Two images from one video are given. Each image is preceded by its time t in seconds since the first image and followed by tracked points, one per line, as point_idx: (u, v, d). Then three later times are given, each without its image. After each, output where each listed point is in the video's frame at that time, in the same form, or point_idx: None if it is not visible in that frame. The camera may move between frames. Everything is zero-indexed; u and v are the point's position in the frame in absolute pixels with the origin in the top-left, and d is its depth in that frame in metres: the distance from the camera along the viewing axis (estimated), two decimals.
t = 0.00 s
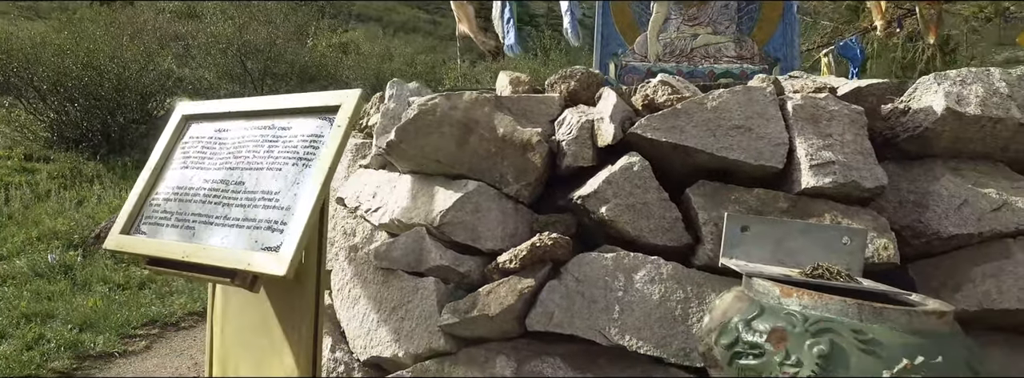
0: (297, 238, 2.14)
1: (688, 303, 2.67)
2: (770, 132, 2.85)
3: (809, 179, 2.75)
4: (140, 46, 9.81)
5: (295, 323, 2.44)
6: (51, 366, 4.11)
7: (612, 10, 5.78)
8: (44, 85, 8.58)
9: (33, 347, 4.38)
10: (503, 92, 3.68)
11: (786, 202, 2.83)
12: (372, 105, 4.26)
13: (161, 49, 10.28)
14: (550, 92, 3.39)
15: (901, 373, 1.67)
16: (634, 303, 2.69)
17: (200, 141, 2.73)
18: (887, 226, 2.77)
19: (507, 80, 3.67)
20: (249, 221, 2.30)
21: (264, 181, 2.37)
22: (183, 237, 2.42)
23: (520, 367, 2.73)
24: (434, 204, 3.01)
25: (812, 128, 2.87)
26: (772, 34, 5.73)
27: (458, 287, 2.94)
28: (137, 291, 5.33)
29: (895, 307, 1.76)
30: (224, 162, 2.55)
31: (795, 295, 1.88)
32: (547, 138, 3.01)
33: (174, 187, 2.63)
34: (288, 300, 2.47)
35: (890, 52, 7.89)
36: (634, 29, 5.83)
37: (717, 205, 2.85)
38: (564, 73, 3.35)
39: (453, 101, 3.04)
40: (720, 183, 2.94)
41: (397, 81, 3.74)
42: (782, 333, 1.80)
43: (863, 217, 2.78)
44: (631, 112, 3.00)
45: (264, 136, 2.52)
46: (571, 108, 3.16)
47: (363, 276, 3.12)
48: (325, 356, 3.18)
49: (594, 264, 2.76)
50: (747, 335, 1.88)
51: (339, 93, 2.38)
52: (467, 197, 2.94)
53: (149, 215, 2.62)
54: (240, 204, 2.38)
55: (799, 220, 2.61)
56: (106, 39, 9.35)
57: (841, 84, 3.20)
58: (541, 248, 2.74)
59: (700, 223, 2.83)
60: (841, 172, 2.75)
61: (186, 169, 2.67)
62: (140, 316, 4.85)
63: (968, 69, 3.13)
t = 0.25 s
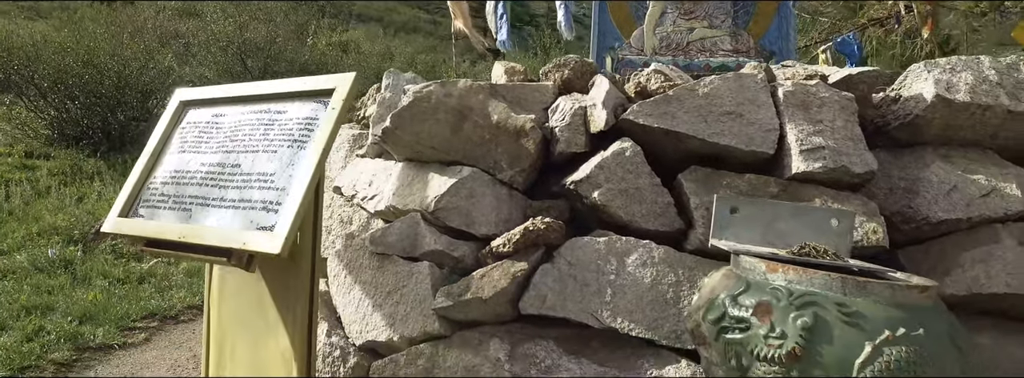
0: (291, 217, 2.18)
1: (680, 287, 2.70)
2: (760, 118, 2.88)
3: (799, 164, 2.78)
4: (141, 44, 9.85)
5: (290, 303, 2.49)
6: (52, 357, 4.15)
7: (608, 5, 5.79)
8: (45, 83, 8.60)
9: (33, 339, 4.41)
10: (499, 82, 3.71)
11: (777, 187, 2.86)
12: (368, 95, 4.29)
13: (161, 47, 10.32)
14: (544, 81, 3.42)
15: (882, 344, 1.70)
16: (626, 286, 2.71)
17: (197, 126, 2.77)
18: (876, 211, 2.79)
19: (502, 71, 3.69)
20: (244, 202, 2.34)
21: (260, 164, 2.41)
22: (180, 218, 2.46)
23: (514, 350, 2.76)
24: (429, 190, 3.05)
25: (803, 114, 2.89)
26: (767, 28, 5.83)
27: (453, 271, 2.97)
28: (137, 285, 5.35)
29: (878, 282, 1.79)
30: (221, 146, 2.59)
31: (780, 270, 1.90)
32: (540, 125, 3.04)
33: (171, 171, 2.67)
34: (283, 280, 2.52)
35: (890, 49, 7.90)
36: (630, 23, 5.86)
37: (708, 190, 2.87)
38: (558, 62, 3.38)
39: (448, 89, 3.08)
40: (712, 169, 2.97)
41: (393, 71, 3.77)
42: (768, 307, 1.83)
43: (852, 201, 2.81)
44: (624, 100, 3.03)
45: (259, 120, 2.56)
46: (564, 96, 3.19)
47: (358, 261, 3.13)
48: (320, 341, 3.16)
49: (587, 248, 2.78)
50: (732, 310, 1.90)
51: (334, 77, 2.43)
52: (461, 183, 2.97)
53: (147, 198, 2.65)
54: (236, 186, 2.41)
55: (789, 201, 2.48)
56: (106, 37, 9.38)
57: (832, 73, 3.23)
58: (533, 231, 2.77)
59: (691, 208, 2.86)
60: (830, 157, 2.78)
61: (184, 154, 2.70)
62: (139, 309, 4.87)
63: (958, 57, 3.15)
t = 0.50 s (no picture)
0: (292, 188, 2.28)
1: (670, 262, 2.77)
2: (748, 98, 2.96)
3: (786, 142, 2.85)
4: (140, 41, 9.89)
5: (288, 276, 2.53)
6: (53, 345, 4.19)
7: None
8: (45, 79, 8.62)
9: (35, 327, 4.45)
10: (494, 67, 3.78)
11: (764, 165, 2.93)
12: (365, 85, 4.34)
13: (160, 44, 10.35)
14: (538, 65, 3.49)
15: (858, 301, 1.79)
16: (617, 261, 2.78)
17: (198, 105, 2.84)
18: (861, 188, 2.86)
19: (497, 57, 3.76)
20: (246, 175, 2.43)
21: (261, 139, 2.50)
22: (183, 192, 2.53)
23: (508, 324, 2.82)
24: (425, 170, 3.11)
25: (790, 95, 2.97)
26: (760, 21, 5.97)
27: (448, 249, 3.04)
28: (137, 277, 5.40)
29: (854, 244, 1.90)
30: (222, 123, 2.67)
31: (760, 234, 2.00)
32: (533, 106, 3.12)
33: (174, 148, 2.74)
34: (281, 253, 2.56)
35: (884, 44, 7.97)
36: (625, 15, 5.99)
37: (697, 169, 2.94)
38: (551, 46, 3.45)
39: (445, 71, 3.16)
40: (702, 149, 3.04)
41: (391, 57, 3.83)
42: (750, 268, 1.91)
43: (838, 179, 2.88)
44: (615, 81, 3.11)
45: (259, 97, 2.64)
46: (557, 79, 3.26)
47: (356, 240, 3.19)
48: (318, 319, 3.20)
49: (579, 225, 2.84)
50: (717, 273, 1.98)
51: (332, 55, 2.52)
52: (456, 162, 3.04)
53: (150, 175, 2.72)
54: (237, 160, 2.49)
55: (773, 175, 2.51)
56: (106, 34, 9.44)
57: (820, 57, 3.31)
58: (527, 208, 2.83)
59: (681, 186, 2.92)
60: (815, 136, 2.85)
61: (185, 132, 2.78)
62: (139, 299, 4.93)
63: (941, 41, 3.23)
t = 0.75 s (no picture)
0: (288, 172, 2.35)
1: (657, 247, 2.83)
2: (735, 89, 3.03)
3: (771, 131, 2.93)
4: (138, 38, 9.91)
5: (283, 261, 2.60)
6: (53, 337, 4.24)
7: None
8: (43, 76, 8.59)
9: (35, 319, 4.50)
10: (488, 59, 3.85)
11: (750, 154, 3.00)
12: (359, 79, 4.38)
13: (158, 41, 10.36)
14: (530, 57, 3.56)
15: (833, 278, 1.87)
16: (606, 247, 2.84)
17: (197, 94, 2.91)
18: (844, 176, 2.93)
19: (491, 50, 3.83)
20: (244, 161, 2.50)
21: (258, 125, 2.57)
22: (181, 178, 2.60)
23: (499, 309, 2.89)
24: (419, 159, 3.18)
25: (775, 85, 3.04)
26: (753, 16, 6.08)
27: (441, 236, 3.11)
28: (135, 271, 5.44)
29: (828, 223, 2.04)
30: (220, 111, 2.74)
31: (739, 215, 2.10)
32: (525, 97, 3.19)
33: (173, 136, 2.80)
34: (277, 239, 2.63)
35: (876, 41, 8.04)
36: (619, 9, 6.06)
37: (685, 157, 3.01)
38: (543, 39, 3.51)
39: (439, 62, 3.24)
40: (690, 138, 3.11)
41: (386, 50, 3.89)
42: (729, 248, 2.00)
43: (822, 167, 2.95)
44: (605, 72, 3.18)
45: (256, 86, 2.71)
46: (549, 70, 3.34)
47: (352, 229, 3.26)
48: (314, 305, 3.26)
49: (569, 212, 2.91)
50: (698, 252, 2.05)
51: (328, 44, 2.60)
52: (449, 152, 3.11)
53: (149, 162, 2.78)
54: (235, 147, 2.56)
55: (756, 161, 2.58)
56: (104, 31, 9.47)
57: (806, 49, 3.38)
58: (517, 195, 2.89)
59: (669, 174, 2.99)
60: (799, 125, 2.92)
61: (184, 121, 2.84)
62: (139, 293, 4.99)
63: (924, 33, 3.31)
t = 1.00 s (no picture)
0: (281, 154, 2.42)
1: (643, 231, 2.90)
2: (719, 77, 3.09)
3: (754, 117, 2.99)
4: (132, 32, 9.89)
5: (276, 242, 2.66)
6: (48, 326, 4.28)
7: None
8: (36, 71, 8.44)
9: (30, 308, 4.53)
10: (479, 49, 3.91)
11: (733, 141, 3.07)
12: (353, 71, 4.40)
13: (152, 36, 10.34)
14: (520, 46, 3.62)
15: (806, 253, 1.95)
16: (593, 230, 2.91)
17: (192, 81, 2.96)
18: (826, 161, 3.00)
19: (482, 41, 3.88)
20: (238, 144, 2.56)
21: (252, 110, 2.63)
22: (177, 161, 2.65)
23: (488, 291, 2.96)
24: (410, 145, 3.23)
25: (759, 73, 3.11)
26: (743, 10, 6.16)
27: (432, 221, 3.17)
28: (130, 263, 5.47)
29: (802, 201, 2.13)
30: (215, 97, 2.79)
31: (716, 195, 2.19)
32: (514, 85, 3.25)
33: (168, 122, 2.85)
34: (270, 221, 2.69)
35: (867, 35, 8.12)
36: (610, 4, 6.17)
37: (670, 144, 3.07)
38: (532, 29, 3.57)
39: (429, 51, 3.29)
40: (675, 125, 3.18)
41: (379, 41, 3.93)
42: (707, 225, 2.08)
43: (803, 153, 3.02)
44: (593, 61, 3.24)
45: (250, 72, 2.77)
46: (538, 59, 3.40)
47: (344, 214, 3.31)
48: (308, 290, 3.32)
49: (556, 197, 2.97)
50: (677, 230, 2.13)
51: (321, 31, 2.67)
52: (439, 138, 3.17)
53: (144, 147, 2.83)
54: (229, 131, 2.62)
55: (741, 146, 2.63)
56: (98, 26, 9.46)
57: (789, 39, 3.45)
58: (506, 179, 2.95)
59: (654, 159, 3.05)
60: (781, 111, 2.99)
61: (179, 107, 2.89)
62: (134, 283, 5.03)
63: (905, 23, 3.38)
